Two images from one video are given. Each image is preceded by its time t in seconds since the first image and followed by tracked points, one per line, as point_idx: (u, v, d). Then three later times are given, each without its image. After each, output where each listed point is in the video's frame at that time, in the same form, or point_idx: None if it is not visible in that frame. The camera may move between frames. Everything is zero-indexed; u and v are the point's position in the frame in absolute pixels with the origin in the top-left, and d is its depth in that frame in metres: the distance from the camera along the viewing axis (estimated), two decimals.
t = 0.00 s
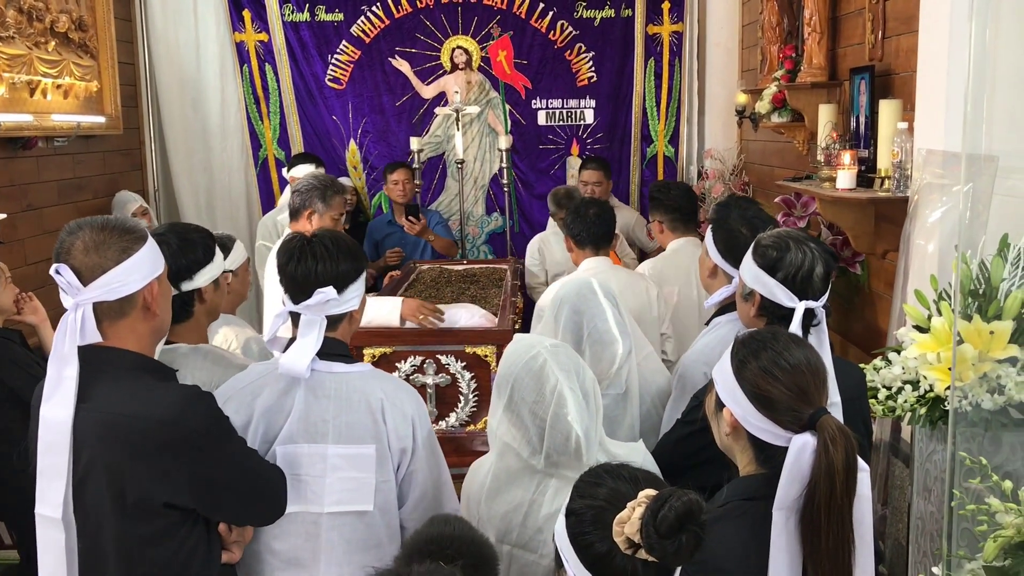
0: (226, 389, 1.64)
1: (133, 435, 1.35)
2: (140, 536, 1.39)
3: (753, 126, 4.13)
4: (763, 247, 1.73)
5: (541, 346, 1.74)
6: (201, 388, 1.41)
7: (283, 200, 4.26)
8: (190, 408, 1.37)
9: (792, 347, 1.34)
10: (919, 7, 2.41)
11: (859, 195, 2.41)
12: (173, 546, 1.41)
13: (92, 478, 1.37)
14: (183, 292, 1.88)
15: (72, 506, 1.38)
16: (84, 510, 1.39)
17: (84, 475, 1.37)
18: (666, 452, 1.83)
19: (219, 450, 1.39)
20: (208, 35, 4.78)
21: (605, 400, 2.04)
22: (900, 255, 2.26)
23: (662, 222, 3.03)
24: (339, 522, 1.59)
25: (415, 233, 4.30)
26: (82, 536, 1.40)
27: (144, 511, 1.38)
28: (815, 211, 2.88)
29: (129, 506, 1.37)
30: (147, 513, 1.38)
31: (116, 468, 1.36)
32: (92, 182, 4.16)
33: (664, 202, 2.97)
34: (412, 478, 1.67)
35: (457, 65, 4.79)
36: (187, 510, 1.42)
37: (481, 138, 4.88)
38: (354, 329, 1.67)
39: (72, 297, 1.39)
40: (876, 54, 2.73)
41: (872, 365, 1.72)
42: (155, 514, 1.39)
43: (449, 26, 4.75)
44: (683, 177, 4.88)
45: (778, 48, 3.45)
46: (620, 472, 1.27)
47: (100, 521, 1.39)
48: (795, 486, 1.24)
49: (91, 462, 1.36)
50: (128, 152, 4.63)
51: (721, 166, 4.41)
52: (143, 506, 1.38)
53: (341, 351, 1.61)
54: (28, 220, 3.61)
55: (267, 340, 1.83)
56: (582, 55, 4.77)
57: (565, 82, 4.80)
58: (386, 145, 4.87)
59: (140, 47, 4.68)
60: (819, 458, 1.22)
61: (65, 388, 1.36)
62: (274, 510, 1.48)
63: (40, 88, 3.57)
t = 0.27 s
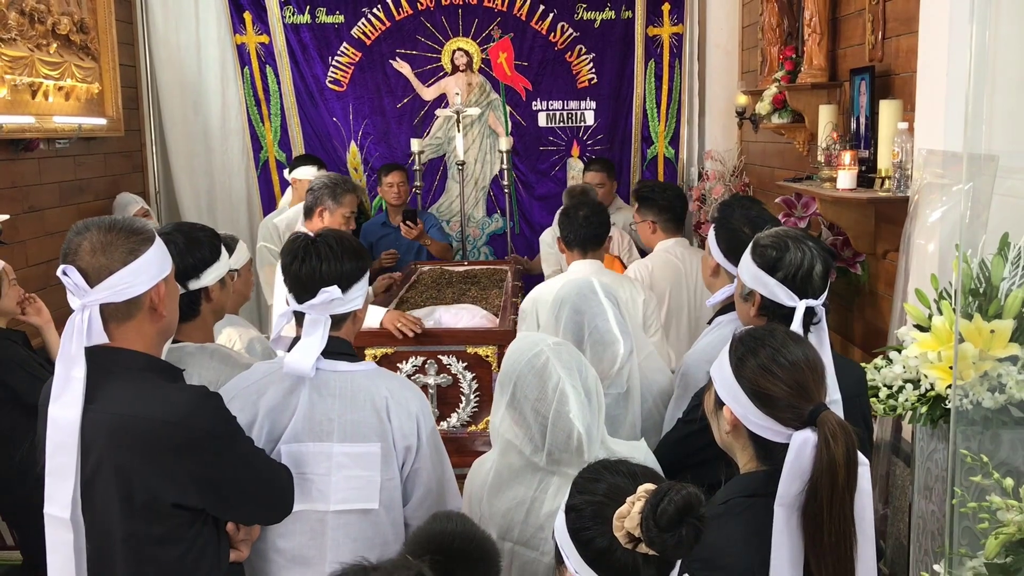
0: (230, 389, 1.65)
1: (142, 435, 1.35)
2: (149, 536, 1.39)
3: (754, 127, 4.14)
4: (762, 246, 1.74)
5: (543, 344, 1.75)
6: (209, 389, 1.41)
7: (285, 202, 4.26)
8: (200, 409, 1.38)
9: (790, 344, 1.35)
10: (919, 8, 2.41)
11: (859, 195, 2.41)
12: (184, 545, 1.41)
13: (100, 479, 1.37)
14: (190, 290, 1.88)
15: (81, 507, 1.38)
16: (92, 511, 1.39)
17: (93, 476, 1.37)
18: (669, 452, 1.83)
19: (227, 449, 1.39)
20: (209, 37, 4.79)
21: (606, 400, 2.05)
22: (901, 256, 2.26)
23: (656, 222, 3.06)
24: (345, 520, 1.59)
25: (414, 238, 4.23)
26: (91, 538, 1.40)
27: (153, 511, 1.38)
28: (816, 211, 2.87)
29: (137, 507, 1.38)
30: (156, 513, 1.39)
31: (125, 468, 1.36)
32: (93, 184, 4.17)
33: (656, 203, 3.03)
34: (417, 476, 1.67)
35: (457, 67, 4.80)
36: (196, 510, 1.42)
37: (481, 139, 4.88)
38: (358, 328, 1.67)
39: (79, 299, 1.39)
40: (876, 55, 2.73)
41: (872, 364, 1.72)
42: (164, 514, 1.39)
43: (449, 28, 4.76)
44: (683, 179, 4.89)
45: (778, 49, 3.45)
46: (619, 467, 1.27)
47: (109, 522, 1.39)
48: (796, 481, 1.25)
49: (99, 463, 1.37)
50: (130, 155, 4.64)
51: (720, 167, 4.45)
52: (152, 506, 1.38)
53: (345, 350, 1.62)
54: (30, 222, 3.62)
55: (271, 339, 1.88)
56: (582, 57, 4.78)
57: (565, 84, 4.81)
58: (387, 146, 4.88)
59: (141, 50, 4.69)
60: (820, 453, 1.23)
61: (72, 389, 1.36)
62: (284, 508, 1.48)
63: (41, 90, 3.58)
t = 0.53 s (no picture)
0: (230, 385, 1.66)
1: (145, 432, 1.35)
2: (152, 534, 1.39)
3: (755, 127, 4.14)
4: (749, 246, 1.74)
5: (545, 341, 1.75)
6: (212, 387, 1.41)
7: (286, 202, 4.26)
8: (203, 405, 1.38)
9: (785, 341, 1.34)
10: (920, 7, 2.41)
11: (860, 194, 2.41)
12: (184, 544, 1.41)
13: (103, 477, 1.37)
14: (193, 288, 1.88)
15: (83, 506, 1.38)
16: (94, 509, 1.39)
17: (95, 474, 1.37)
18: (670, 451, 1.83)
19: (230, 447, 1.39)
20: (211, 38, 4.79)
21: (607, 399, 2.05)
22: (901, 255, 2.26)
23: (644, 224, 3.08)
24: (344, 517, 1.60)
25: (412, 241, 4.20)
26: (92, 536, 1.40)
27: (156, 509, 1.38)
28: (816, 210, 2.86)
29: (140, 505, 1.38)
30: (159, 511, 1.39)
31: (128, 466, 1.36)
32: (95, 185, 4.18)
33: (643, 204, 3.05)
34: (416, 472, 1.68)
35: (458, 68, 4.80)
36: (199, 509, 1.42)
37: (483, 140, 4.89)
38: (356, 326, 1.67)
39: (82, 297, 1.39)
40: (877, 55, 2.73)
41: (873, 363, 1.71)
42: (168, 512, 1.39)
43: (451, 29, 4.77)
44: (684, 179, 4.89)
45: (779, 49, 3.45)
46: (619, 463, 1.28)
47: (111, 520, 1.39)
48: (793, 478, 1.25)
49: (102, 460, 1.37)
50: (131, 155, 4.64)
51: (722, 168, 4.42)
52: (154, 504, 1.38)
53: (344, 347, 1.62)
54: (31, 222, 3.62)
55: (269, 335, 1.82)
56: (583, 57, 4.78)
57: (567, 84, 4.81)
58: (389, 147, 4.89)
59: (143, 50, 4.69)
60: (817, 450, 1.23)
61: (76, 387, 1.36)
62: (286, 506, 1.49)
63: (43, 91, 3.58)
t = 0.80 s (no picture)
0: (223, 383, 1.65)
1: (138, 430, 1.34)
2: (144, 533, 1.37)
3: (758, 127, 4.11)
4: (725, 249, 1.74)
5: (545, 340, 1.73)
6: (207, 385, 1.40)
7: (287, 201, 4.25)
8: (196, 402, 1.37)
9: (779, 340, 1.33)
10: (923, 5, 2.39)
11: (862, 194, 2.39)
12: (179, 543, 1.40)
13: (96, 476, 1.36)
14: (189, 285, 1.87)
15: (75, 504, 1.37)
16: (87, 509, 1.37)
17: (87, 472, 1.36)
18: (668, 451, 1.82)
19: (225, 444, 1.38)
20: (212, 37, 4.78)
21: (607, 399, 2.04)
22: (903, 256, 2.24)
23: (633, 222, 3.07)
24: (338, 516, 1.58)
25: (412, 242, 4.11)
26: (84, 535, 1.38)
27: (149, 508, 1.37)
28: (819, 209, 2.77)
29: (133, 503, 1.36)
30: (152, 510, 1.37)
31: (120, 465, 1.35)
32: (95, 184, 4.17)
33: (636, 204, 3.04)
34: (409, 472, 1.66)
35: (460, 67, 4.79)
36: (193, 507, 1.41)
37: (484, 139, 4.87)
38: (349, 324, 1.66)
39: (77, 293, 1.38)
40: (880, 54, 2.72)
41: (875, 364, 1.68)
42: (161, 511, 1.38)
43: (452, 28, 4.75)
44: (687, 180, 4.87)
45: (782, 49, 3.44)
46: (612, 464, 1.27)
47: (104, 519, 1.37)
48: (787, 479, 1.23)
49: (94, 459, 1.35)
50: (132, 154, 4.63)
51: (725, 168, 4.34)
52: (147, 503, 1.36)
53: (337, 345, 1.61)
54: (31, 220, 3.61)
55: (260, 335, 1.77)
56: (585, 57, 4.76)
57: (569, 84, 4.79)
58: (390, 146, 4.87)
59: (144, 49, 4.68)
60: (811, 451, 1.22)
61: (69, 384, 1.35)
62: (281, 505, 1.48)
63: (43, 89, 3.58)
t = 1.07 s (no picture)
0: (219, 385, 1.64)
1: (134, 431, 1.33)
2: (140, 534, 1.37)
3: (762, 132, 4.11)
4: (721, 254, 1.73)
5: (547, 343, 1.73)
6: (202, 385, 1.39)
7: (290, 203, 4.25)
8: (191, 403, 1.36)
9: (779, 344, 1.32)
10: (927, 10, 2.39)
11: (866, 199, 2.39)
12: (175, 544, 1.39)
13: (91, 477, 1.35)
14: (187, 285, 1.87)
15: (70, 505, 1.36)
16: (82, 510, 1.37)
17: (83, 473, 1.35)
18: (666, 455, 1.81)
19: (220, 446, 1.38)
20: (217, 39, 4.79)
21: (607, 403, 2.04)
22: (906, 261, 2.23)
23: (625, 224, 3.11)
24: (333, 519, 1.58)
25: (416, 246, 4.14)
26: (80, 536, 1.38)
27: (144, 509, 1.36)
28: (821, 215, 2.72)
29: (128, 504, 1.36)
30: (147, 511, 1.37)
31: (115, 465, 1.35)
32: (99, 186, 4.17)
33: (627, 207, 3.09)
34: (406, 475, 1.65)
35: (464, 71, 4.79)
36: (188, 508, 1.40)
37: (488, 143, 4.88)
38: (347, 326, 1.65)
39: (71, 293, 1.38)
40: (884, 59, 2.71)
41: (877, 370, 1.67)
42: (157, 512, 1.37)
43: (457, 32, 4.76)
44: (691, 184, 4.86)
45: (786, 53, 3.43)
46: (606, 468, 1.26)
47: (99, 521, 1.37)
48: (784, 485, 1.22)
49: (90, 460, 1.35)
50: (136, 156, 4.64)
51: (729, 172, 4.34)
52: (142, 504, 1.36)
53: (334, 347, 1.60)
54: (34, 222, 3.61)
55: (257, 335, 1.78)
56: (589, 61, 4.76)
57: (573, 88, 4.79)
58: (394, 149, 4.87)
59: (149, 51, 4.69)
60: (810, 457, 1.21)
61: (64, 385, 1.35)
62: (277, 506, 1.47)
63: (48, 91, 3.58)
